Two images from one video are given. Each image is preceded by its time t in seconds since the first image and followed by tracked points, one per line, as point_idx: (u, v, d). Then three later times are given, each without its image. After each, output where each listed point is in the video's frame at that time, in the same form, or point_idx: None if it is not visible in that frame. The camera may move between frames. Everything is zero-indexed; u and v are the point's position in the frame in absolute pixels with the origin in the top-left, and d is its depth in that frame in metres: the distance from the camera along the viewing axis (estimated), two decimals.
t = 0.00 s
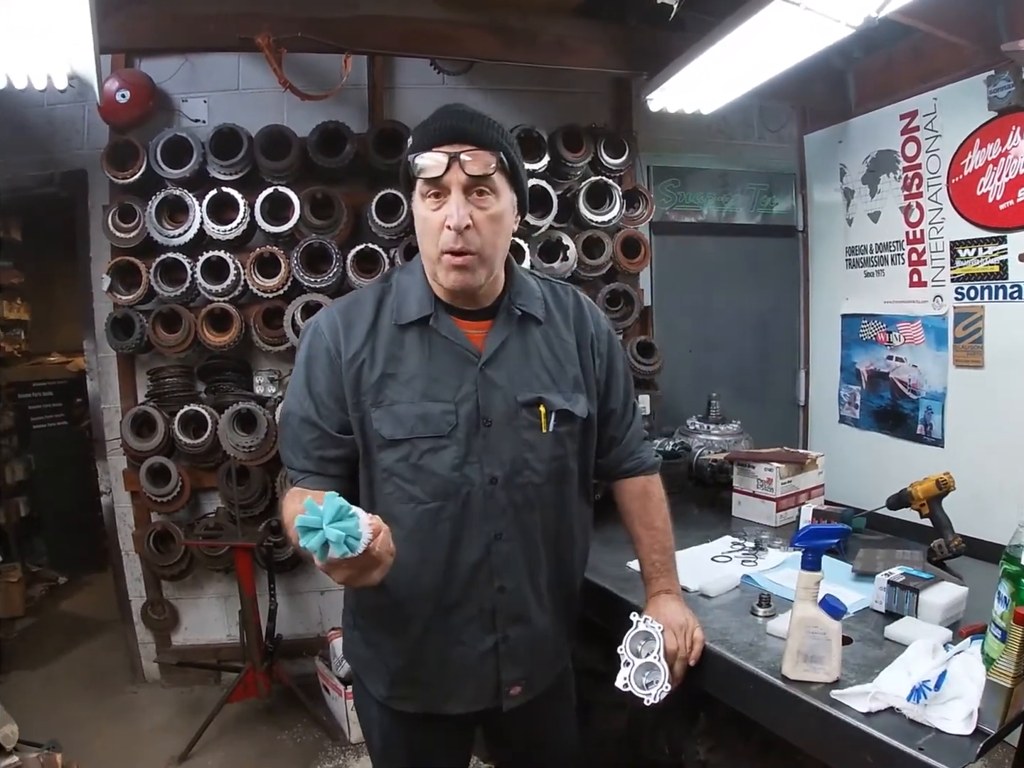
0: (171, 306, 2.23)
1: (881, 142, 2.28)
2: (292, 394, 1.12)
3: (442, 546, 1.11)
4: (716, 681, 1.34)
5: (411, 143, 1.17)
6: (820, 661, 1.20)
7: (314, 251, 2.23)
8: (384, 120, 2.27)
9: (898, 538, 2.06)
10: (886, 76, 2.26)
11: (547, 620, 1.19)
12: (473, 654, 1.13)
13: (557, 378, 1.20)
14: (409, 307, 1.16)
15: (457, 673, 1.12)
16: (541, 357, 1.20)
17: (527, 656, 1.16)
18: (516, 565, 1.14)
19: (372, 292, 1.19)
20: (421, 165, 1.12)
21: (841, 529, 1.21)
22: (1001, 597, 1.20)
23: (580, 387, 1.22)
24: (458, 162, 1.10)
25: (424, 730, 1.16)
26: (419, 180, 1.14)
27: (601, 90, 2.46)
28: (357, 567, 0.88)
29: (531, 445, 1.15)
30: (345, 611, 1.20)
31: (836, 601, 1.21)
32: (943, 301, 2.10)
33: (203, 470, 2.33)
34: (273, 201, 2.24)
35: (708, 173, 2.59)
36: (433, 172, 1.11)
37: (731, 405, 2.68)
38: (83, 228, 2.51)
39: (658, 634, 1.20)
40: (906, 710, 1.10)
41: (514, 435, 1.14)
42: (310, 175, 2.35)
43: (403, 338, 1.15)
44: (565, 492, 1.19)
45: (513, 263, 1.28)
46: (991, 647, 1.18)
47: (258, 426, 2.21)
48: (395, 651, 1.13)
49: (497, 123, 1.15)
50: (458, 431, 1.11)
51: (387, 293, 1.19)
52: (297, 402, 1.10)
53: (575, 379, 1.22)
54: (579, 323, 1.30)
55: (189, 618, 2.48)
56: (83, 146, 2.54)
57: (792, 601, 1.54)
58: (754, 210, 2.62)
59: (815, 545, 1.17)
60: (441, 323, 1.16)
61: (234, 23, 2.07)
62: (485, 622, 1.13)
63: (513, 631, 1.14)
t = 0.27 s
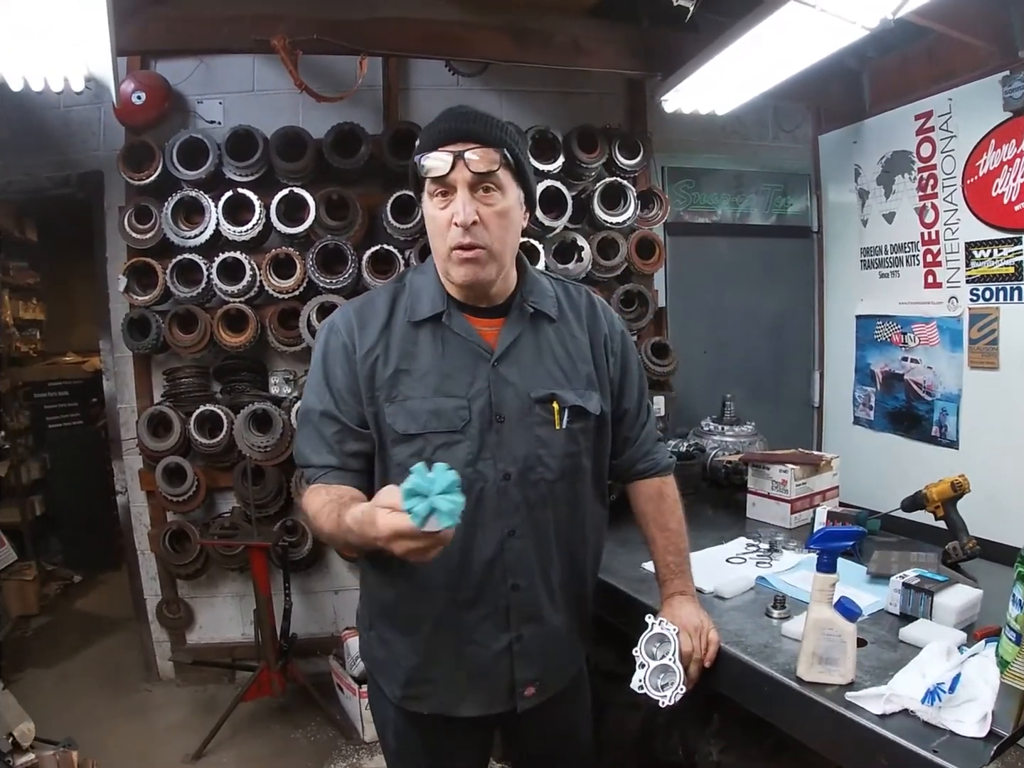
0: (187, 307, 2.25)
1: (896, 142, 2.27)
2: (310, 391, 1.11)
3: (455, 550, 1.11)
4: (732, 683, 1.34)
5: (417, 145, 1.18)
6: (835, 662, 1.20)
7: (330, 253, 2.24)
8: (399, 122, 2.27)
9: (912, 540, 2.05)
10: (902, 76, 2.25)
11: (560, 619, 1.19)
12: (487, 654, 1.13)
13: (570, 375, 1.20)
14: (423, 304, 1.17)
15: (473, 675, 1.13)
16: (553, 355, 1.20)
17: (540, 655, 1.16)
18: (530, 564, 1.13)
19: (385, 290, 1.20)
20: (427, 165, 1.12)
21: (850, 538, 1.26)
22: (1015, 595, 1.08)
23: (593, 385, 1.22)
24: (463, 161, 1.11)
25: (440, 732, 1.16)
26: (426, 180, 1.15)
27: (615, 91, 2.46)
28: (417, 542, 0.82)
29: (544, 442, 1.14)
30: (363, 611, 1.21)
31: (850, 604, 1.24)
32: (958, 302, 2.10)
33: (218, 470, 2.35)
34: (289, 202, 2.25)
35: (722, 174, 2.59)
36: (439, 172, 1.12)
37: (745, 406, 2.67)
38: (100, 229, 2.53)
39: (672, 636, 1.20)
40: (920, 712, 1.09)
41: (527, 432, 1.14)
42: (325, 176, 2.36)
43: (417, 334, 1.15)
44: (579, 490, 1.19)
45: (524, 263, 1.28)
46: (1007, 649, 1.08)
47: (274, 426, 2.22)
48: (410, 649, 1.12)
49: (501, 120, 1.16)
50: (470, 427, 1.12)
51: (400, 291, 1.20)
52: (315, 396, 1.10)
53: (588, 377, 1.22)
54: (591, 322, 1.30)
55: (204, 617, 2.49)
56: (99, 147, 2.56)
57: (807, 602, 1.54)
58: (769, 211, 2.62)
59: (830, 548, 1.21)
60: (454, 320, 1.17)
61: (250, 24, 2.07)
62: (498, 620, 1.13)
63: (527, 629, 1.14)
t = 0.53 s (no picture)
0: (198, 311, 2.26)
1: (905, 148, 2.27)
2: (338, 392, 1.09)
3: (477, 551, 1.10)
4: (740, 690, 1.34)
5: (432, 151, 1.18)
6: (841, 670, 1.20)
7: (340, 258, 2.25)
8: (408, 128, 2.28)
9: (920, 547, 2.05)
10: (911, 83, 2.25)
11: (580, 624, 1.18)
12: (508, 659, 1.11)
13: (587, 376, 1.20)
14: (443, 304, 1.17)
15: (494, 679, 1.11)
16: (570, 356, 1.21)
17: (560, 661, 1.15)
18: (552, 567, 1.13)
19: (404, 294, 1.20)
20: (443, 169, 1.12)
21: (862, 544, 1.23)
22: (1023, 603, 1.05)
23: (610, 385, 1.22)
24: (479, 165, 1.11)
25: (464, 738, 1.15)
26: (442, 184, 1.15)
27: (624, 97, 2.47)
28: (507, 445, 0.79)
29: (564, 441, 1.14)
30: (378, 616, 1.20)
31: (859, 610, 1.19)
32: (966, 309, 2.09)
33: (227, 474, 2.35)
34: (299, 208, 2.26)
35: (731, 179, 2.59)
36: (455, 177, 1.12)
37: (753, 412, 2.67)
38: (110, 233, 2.54)
39: (680, 642, 1.19)
40: (927, 719, 1.09)
41: (548, 431, 1.14)
42: (336, 181, 2.37)
43: (438, 334, 1.15)
44: (597, 491, 1.18)
45: (539, 267, 1.29)
46: (1013, 656, 1.12)
47: (283, 430, 2.23)
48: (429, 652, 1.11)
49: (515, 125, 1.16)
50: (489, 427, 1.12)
51: (418, 294, 1.20)
52: (342, 396, 1.08)
53: (606, 378, 1.22)
54: (607, 325, 1.30)
55: (212, 620, 2.50)
56: (110, 152, 2.57)
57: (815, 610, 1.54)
58: (777, 216, 2.63)
59: (837, 555, 1.18)
60: (472, 321, 1.17)
61: (261, 30, 2.08)
62: (519, 624, 1.12)
63: (548, 634, 1.13)
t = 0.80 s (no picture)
0: (200, 315, 2.27)
1: (907, 154, 2.27)
2: (355, 396, 1.08)
3: (499, 550, 1.08)
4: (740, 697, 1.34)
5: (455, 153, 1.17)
6: (842, 675, 1.20)
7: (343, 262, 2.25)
8: (411, 132, 2.29)
9: (922, 553, 2.05)
10: (913, 89, 2.26)
11: (600, 626, 1.18)
12: (528, 660, 1.10)
13: (606, 379, 1.20)
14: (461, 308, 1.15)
15: (503, 685, 1.10)
16: (589, 360, 1.20)
17: (580, 664, 1.14)
18: (572, 569, 1.12)
19: (421, 298, 1.19)
20: (467, 171, 1.11)
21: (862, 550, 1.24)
22: None
23: (628, 388, 1.22)
24: (504, 167, 1.10)
25: (487, 741, 1.13)
26: (466, 186, 1.14)
27: (627, 102, 2.47)
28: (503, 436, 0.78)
29: (583, 445, 1.14)
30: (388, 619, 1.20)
31: (859, 615, 1.21)
32: (969, 314, 2.09)
33: (229, 477, 2.36)
34: (302, 212, 2.26)
35: (733, 185, 2.59)
36: (479, 179, 1.11)
37: (755, 416, 2.67)
38: (114, 237, 2.55)
39: (682, 645, 1.21)
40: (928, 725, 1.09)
41: (567, 434, 1.13)
42: (339, 185, 2.37)
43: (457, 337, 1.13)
44: (614, 495, 1.18)
45: (557, 270, 1.29)
46: (1013, 663, 1.12)
47: (285, 434, 2.22)
48: (455, 655, 1.10)
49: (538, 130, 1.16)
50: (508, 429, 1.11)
51: (437, 298, 1.19)
52: (360, 399, 1.07)
53: (624, 381, 1.21)
54: (623, 328, 1.30)
55: (212, 623, 2.50)
56: (114, 155, 2.58)
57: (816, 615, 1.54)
58: (779, 222, 2.62)
59: (839, 561, 1.18)
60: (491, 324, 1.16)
61: (266, 35, 2.09)
62: (539, 626, 1.11)
63: (568, 636, 1.12)
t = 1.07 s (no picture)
0: (200, 319, 2.28)
1: (905, 160, 2.28)
2: (368, 400, 1.08)
3: (511, 555, 1.09)
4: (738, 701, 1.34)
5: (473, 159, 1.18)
6: (840, 679, 1.20)
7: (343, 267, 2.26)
8: (411, 137, 2.30)
9: (920, 557, 2.05)
10: (911, 95, 2.27)
11: (611, 629, 1.18)
12: (527, 667, 1.11)
13: (617, 385, 1.20)
14: (473, 313, 1.16)
15: (507, 690, 1.10)
16: (600, 366, 1.21)
17: (590, 668, 1.14)
18: (583, 573, 1.12)
19: (433, 303, 1.19)
20: (484, 177, 1.11)
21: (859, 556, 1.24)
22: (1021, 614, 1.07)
23: (639, 394, 1.22)
24: (522, 176, 1.10)
25: (496, 744, 1.13)
26: (481, 193, 1.14)
27: (627, 108, 2.48)
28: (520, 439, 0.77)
29: (595, 450, 1.14)
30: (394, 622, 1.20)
31: (857, 620, 1.22)
32: (967, 319, 2.10)
33: (228, 481, 2.36)
34: (302, 216, 2.27)
35: (732, 190, 2.60)
36: (496, 186, 1.11)
37: (754, 421, 2.67)
38: (114, 241, 2.55)
39: (681, 646, 1.20)
40: (925, 729, 1.10)
41: (578, 439, 1.14)
42: (339, 189, 2.38)
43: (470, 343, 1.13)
44: (625, 501, 1.18)
45: (569, 276, 1.29)
46: (1011, 667, 1.09)
47: (284, 437, 2.23)
48: (467, 659, 1.10)
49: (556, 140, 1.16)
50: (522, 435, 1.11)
51: (448, 303, 1.19)
52: (373, 404, 1.07)
53: (635, 387, 1.22)
54: (634, 334, 1.30)
55: (211, 626, 2.50)
56: (114, 159, 2.59)
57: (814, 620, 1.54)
58: (778, 227, 2.64)
59: (837, 565, 1.20)
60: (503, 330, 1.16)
61: (266, 40, 2.10)
62: (550, 630, 1.11)
63: (579, 639, 1.13)
